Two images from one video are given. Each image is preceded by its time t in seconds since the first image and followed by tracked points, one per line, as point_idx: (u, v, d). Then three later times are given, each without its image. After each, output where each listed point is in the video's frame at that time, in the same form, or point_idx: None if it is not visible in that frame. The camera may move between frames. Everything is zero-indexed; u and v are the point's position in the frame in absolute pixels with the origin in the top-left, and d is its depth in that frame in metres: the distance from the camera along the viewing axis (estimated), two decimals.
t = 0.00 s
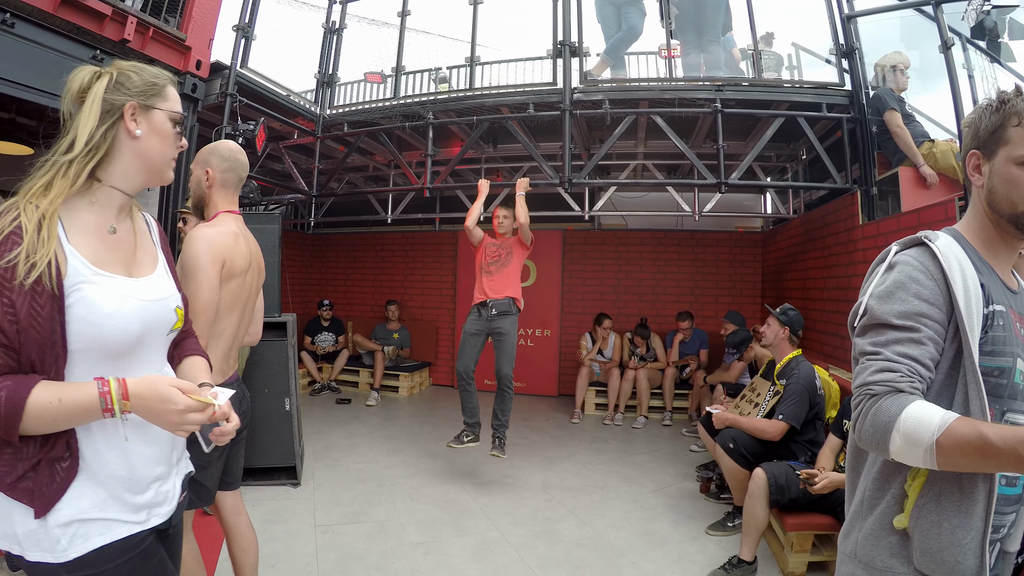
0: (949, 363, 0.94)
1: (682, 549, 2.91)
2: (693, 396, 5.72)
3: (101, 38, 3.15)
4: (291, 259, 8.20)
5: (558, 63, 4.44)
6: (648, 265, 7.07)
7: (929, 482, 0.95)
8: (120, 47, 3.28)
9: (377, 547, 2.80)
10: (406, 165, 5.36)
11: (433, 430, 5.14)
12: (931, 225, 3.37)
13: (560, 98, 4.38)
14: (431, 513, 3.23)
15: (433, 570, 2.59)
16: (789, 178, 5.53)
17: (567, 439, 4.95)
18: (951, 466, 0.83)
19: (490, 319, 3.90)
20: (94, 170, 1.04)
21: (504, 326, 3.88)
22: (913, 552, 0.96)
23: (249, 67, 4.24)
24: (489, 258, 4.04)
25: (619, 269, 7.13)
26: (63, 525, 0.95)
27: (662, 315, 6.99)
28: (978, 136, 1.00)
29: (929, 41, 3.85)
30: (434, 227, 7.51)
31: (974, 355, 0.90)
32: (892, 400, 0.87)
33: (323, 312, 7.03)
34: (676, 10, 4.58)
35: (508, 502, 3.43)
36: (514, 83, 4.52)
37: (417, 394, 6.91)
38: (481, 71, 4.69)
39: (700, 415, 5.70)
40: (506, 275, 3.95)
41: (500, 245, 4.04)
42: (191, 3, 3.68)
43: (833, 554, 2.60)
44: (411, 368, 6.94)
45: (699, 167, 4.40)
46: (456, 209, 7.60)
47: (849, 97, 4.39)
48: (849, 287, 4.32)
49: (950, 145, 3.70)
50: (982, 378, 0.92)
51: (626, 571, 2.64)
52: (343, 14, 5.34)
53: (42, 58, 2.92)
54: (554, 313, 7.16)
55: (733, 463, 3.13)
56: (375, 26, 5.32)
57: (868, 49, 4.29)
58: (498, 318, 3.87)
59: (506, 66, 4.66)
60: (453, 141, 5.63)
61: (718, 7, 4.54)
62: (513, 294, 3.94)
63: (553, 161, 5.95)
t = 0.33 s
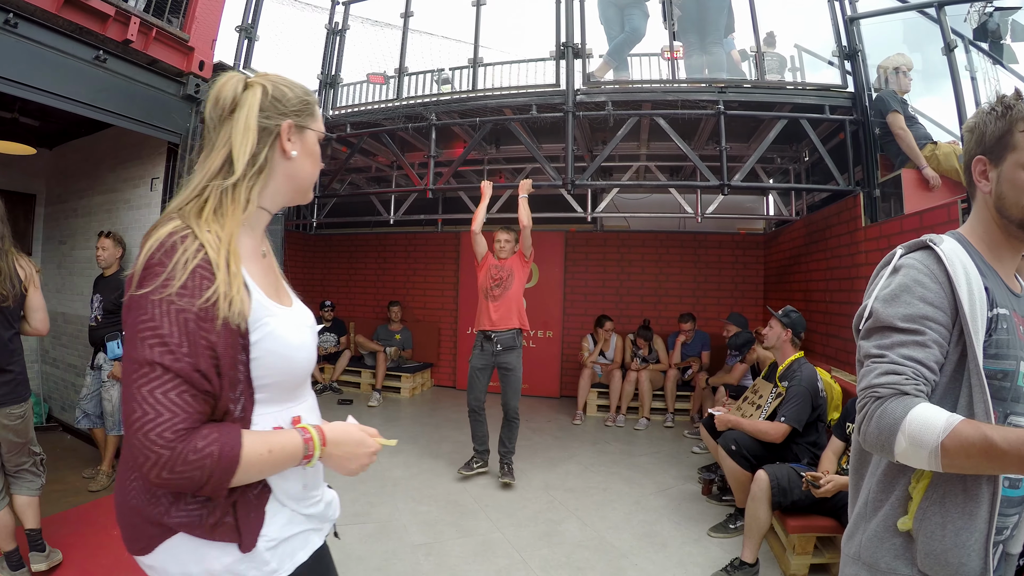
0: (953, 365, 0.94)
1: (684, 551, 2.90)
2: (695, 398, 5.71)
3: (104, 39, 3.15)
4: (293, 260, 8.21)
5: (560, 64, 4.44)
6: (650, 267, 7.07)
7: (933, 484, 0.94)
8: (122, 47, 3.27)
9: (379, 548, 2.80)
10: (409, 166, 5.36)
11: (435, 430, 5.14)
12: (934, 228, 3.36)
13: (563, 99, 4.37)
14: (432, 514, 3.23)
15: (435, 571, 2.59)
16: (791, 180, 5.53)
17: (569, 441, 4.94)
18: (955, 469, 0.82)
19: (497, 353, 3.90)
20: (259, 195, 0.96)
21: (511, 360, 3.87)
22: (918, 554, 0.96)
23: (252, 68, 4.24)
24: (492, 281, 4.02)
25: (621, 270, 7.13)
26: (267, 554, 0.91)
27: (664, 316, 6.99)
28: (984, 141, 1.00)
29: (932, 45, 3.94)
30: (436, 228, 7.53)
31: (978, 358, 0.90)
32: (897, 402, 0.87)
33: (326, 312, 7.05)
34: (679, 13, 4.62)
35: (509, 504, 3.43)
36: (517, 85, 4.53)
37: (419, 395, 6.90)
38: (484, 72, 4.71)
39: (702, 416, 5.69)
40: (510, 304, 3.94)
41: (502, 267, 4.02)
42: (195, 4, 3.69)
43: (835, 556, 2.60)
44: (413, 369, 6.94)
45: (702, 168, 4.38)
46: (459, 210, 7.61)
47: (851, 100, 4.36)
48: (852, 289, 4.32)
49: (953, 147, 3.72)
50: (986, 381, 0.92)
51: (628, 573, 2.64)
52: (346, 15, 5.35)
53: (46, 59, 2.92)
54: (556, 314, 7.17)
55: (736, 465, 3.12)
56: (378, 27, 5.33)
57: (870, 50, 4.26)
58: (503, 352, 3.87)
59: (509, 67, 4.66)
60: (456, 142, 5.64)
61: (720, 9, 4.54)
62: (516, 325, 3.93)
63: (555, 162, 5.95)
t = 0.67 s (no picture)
0: (963, 366, 0.93)
1: (689, 550, 2.90)
2: (699, 397, 5.71)
3: (107, 40, 3.16)
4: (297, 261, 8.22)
5: (563, 63, 4.43)
6: (653, 266, 7.07)
7: (942, 485, 0.94)
8: (126, 49, 3.28)
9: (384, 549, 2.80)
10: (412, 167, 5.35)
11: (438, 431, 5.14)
12: (940, 225, 3.34)
13: (567, 99, 4.37)
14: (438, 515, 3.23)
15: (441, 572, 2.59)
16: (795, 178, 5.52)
17: (573, 441, 4.94)
18: (965, 471, 0.83)
19: (508, 315, 3.89)
20: (461, 193, 1.03)
21: (521, 321, 3.86)
22: (926, 553, 0.96)
23: (255, 69, 4.24)
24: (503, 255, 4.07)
25: (625, 270, 7.13)
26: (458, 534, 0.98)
27: (667, 316, 6.99)
28: (1007, 138, 0.98)
29: (935, 41, 3.95)
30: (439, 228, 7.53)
31: (988, 358, 0.90)
32: (907, 405, 0.86)
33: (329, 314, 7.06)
34: (681, 9, 4.59)
35: (514, 504, 3.43)
36: (520, 84, 4.53)
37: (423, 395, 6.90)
38: (487, 72, 4.71)
39: (706, 416, 5.69)
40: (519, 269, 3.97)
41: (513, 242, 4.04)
42: (198, 5, 3.70)
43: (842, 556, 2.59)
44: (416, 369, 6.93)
45: (706, 167, 4.37)
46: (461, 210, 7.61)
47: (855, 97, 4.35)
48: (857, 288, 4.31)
49: (957, 145, 3.69)
50: (995, 381, 0.92)
51: (633, 572, 2.64)
52: (348, 15, 5.34)
53: (50, 61, 2.93)
54: (560, 314, 7.17)
55: (741, 464, 3.12)
56: (381, 28, 5.32)
57: (873, 47, 4.24)
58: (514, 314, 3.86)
59: (512, 67, 4.66)
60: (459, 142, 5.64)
61: (724, 8, 4.53)
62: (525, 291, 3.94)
63: (559, 162, 5.94)
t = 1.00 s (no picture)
0: (961, 374, 0.94)
1: (685, 554, 2.90)
2: (695, 400, 5.71)
3: (101, 45, 3.15)
4: (292, 265, 8.20)
5: (558, 68, 4.45)
6: (649, 269, 7.08)
7: (941, 494, 0.94)
8: (120, 53, 3.28)
9: (379, 554, 2.79)
10: (407, 171, 5.35)
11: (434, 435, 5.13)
12: (934, 227, 3.36)
13: (561, 104, 4.39)
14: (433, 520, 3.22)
15: None
16: (789, 182, 5.56)
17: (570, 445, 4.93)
18: (966, 482, 0.83)
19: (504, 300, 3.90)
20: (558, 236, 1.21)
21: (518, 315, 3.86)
22: (924, 560, 0.96)
23: (249, 74, 4.24)
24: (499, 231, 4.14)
25: (621, 273, 7.13)
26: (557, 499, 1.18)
27: (663, 319, 6.99)
28: (1005, 136, 0.98)
29: (928, 45, 3.95)
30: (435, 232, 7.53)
31: (987, 366, 0.90)
32: (907, 418, 0.87)
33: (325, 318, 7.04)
34: (675, 15, 4.63)
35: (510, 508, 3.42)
36: (514, 90, 4.54)
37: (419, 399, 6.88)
38: (482, 77, 4.72)
39: (702, 419, 5.69)
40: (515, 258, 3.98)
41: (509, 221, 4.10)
42: (193, 10, 3.69)
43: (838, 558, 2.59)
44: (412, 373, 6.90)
45: (700, 171, 4.37)
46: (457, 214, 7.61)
47: (849, 101, 4.38)
48: (851, 291, 4.32)
49: (950, 147, 3.72)
50: (995, 388, 0.92)
51: None
52: (343, 20, 5.36)
53: (44, 67, 2.92)
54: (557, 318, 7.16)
55: (737, 468, 3.11)
56: (376, 33, 5.33)
57: (866, 51, 4.26)
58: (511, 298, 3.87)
59: (506, 72, 4.67)
60: (453, 147, 5.64)
61: (717, 13, 4.56)
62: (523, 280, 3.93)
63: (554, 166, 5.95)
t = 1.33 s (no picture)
0: (956, 374, 0.93)
1: (682, 551, 2.90)
2: (692, 398, 5.71)
3: (100, 38, 3.13)
4: (291, 260, 8.19)
5: (557, 65, 4.44)
6: (648, 268, 7.07)
7: (934, 494, 0.94)
8: (118, 46, 3.26)
9: (375, 549, 2.79)
10: (406, 167, 5.34)
11: (431, 431, 5.13)
12: (933, 227, 3.35)
13: (560, 100, 4.38)
14: (430, 515, 3.22)
15: (431, 572, 2.58)
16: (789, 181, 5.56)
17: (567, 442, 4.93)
18: (959, 481, 0.83)
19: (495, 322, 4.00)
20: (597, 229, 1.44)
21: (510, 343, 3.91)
22: (917, 560, 0.96)
23: (248, 67, 4.22)
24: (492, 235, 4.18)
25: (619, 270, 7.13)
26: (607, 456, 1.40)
27: (661, 316, 6.99)
28: (1006, 134, 0.98)
29: (929, 45, 3.94)
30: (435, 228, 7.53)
31: (982, 366, 0.89)
32: (899, 416, 0.87)
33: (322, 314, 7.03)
34: (676, 12, 4.63)
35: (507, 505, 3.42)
36: (514, 85, 4.52)
37: (416, 395, 6.88)
38: (481, 73, 4.71)
39: (699, 417, 5.70)
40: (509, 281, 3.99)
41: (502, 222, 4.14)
42: (192, 3, 3.68)
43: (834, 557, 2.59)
44: (410, 369, 6.91)
45: (699, 169, 4.36)
46: (456, 210, 7.59)
47: (849, 100, 4.36)
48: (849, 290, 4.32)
49: (950, 147, 3.73)
50: (988, 389, 0.92)
51: (626, 573, 2.63)
52: (343, 14, 5.34)
53: (41, 58, 2.90)
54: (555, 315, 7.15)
55: (734, 466, 3.11)
56: (375, 27, 5.33)
57: (867, 50, 4.26)
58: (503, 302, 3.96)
59: (506, 68, 4.66)
60: (453, 143, 5.63)
61: (717, 11, 4.56)
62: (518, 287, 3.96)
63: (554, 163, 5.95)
